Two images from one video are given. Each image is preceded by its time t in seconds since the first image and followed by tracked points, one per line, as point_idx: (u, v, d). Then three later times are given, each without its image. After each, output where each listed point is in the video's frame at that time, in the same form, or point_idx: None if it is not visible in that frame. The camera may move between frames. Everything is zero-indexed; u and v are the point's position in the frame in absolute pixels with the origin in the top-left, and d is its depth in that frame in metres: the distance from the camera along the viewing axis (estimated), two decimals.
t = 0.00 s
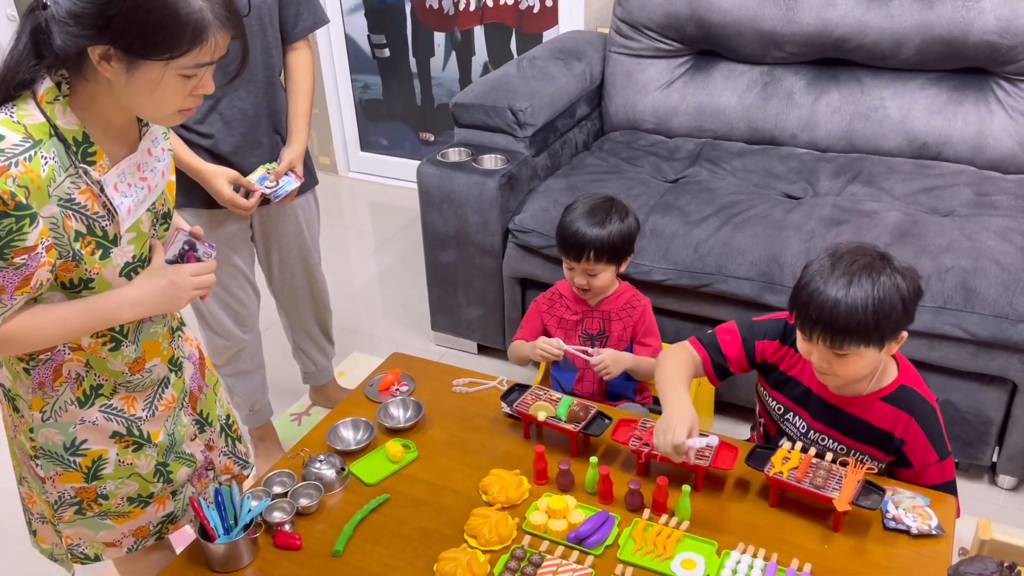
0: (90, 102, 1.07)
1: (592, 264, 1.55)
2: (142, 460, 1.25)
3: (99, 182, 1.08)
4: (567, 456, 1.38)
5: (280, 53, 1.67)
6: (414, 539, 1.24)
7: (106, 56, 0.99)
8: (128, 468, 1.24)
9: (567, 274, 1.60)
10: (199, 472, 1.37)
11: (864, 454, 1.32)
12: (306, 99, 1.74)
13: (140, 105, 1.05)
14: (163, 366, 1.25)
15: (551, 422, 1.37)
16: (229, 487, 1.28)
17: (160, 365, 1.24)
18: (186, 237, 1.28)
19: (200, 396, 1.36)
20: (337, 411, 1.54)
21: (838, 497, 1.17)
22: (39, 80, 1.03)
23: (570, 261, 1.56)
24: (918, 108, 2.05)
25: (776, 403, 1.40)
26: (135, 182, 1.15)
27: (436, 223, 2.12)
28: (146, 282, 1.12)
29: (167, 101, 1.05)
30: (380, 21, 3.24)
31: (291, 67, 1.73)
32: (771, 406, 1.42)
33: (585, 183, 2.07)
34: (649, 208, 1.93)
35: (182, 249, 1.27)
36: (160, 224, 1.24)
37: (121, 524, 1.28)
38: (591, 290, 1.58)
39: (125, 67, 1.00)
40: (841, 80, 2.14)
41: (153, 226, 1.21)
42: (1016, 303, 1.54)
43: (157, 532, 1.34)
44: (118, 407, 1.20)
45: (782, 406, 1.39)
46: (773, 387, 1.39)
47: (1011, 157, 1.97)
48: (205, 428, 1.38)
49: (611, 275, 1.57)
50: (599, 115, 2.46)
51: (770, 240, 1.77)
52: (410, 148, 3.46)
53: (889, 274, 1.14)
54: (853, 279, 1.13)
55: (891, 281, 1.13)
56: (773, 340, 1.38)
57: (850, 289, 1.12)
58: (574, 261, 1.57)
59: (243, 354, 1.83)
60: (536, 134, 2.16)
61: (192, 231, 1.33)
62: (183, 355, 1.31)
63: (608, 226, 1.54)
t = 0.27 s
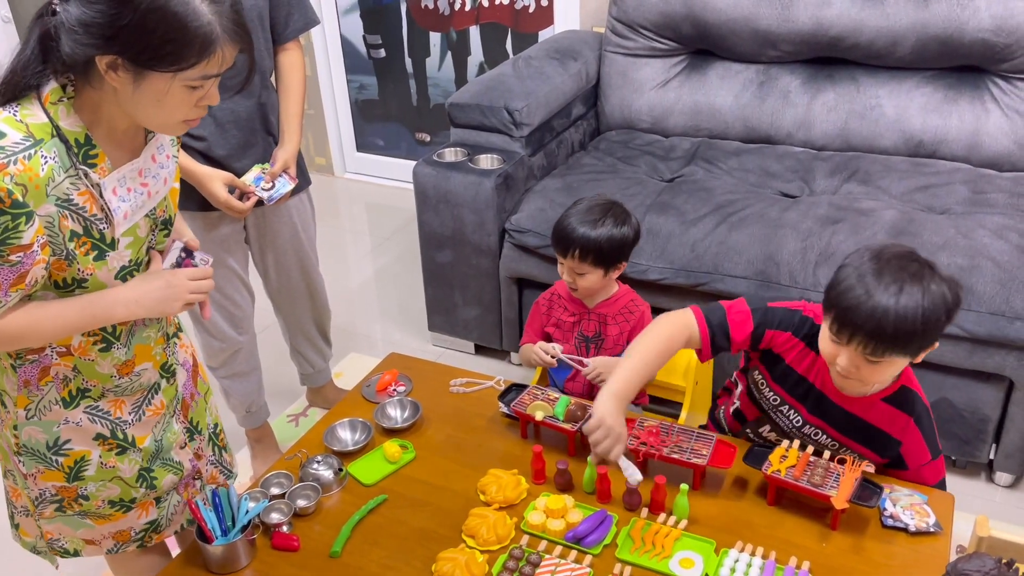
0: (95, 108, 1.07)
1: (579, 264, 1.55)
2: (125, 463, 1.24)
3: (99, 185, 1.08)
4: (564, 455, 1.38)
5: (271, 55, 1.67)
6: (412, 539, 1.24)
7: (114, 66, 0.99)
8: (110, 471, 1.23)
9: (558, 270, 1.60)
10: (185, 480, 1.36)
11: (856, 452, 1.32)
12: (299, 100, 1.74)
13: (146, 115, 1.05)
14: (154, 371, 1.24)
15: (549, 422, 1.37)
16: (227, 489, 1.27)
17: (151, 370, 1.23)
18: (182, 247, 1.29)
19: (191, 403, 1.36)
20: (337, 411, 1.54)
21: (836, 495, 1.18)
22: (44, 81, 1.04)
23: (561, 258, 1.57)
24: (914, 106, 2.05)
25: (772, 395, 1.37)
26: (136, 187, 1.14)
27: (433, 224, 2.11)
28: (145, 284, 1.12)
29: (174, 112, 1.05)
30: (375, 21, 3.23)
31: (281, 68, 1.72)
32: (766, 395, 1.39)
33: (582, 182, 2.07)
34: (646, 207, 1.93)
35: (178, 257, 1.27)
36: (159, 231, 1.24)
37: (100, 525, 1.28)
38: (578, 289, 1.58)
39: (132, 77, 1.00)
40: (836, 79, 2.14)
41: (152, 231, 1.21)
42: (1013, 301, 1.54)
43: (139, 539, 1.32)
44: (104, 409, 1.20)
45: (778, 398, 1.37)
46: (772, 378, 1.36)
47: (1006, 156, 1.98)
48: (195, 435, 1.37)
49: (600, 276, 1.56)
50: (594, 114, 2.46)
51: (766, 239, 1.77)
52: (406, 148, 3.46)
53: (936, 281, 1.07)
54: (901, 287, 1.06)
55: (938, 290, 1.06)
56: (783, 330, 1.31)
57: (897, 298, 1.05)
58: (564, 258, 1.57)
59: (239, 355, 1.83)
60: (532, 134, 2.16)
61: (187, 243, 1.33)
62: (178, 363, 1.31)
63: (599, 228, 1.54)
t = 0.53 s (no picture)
0: (102, 103, 1.06)
1: (570, 263, 1.54)
2: (112, 457, 1.23)
3: (93, 181, 1.07)
4: (559, 453, 1.37)
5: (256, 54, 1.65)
6: (406, 538, 1.23)
7: (123, 64, 0.99)
8: (96, 465, 1.22)
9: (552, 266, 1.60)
10: (172, 483, 1.35)
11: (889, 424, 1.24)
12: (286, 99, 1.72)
13: (155, 114, 1.04)
14: (146, 373, 1.23)
15: (544, 420, 1.37)
16: (221, 488, 1.25)
17: (142, 372, 1.22)
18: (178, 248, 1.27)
19: (188, 407, 1.36)
20: (330, 409, 1.53)
21: (832, 490, 1.17)
22: (49, 75, 1.03)
23: (553, 255, 1.56)
24: (908, 101, 2.05)
25: (794, 388, 1.28)
26: (133, 187, 1.12)
27: (427, 222, 2.11)
28: (130, 287, 1.11)
29: (183, 112, 1.05)
30: (368, 19, 3.22)
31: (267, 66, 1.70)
32: (789, 393, 1.29)
33: (576, 179, 2.07)
34: (640, 204, 1.93)
35: (172, 258, 1.24)
36: (157, 234, 1.23)
37: (84, 522, 1.27)
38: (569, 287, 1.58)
39: (141, 76, 0.99)
40: (830, 74, 2.14)
41: (148, 235, 1.20)
42: (1007, 295, 1.54)
43: (122, 540, 1.31)
44: (92, 402, 1.19)
45: (800, 389, 1.27)
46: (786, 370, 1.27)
47: (1000, 151, 1.98)
48: (187, 439, 1.36)
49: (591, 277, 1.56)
50: (588, 111, 2.45)
51: (761, 235, 1.77)
52: (400, 147, 3.45)
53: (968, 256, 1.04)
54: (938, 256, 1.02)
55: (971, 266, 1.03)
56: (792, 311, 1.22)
57: (934, 264, 1.01)
58: (556, 256, 1.56)
59: (231, 354, 1.82)
60: (526, 131, 2.15)
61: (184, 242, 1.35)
62: (175, 367, 1.31)
63: (592, 226, 1.53)
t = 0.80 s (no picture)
0: (106, 104, 1.06)
1: (564, 253, 1.53)
2: (101, 446, 1.22)
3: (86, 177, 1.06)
4: (553, 447, 1.36)
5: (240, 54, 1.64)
6: (399, 534, 1.22)
7: (132, 64, 0.97)
8: (85, 453, 1.21)
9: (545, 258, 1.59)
10: (163, 482, 1.33)
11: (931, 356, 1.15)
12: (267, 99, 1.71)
13: (164, 113, 1.03)
14: (134, 370, 1.22)
15: (538, 414, 1.36)
16: (211, 484, 1.24)
17: (129, 368, 1.20)
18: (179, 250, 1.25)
19: (179, 403, 1.34)
20: (318, 407, 1.51)
21: (827, 481, 1.17)
22: (53, 70, 1.03)
23: (546, 245, 1.56)
24: (900, 94, 2.05)
25: (819, 324, 1.21)
26: (129, 188, 1.11)
27: (419, 217, 2.09)
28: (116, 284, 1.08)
29: (192, 111, 1.03)
30: (358, 15, 3.21)
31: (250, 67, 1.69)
32: (814, 330, 1.22)
33: (569, 174, 2.06)
34: (633, 198, 1.92)
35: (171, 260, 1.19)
36: (154, 237, 1.21)
37: (81, 508, 1.26)
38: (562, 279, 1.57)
39: (149, 75, 0.98)
40: (822, 68, 2.13)
41: (142, 236, 1.18)
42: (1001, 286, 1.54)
43: (115, 535, 1.30)
44: (79, 387, 1.18)
45: (828, 325, 1.20)
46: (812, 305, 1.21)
47: (993, 143, 1.98)
48: (177, 436, 1.35)
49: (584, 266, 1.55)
50: (581, 106, 2.45)
51: (754, 228, 1.77)
52: (391, 144, 3.43)
53: (936, 171, 0.99)
54: (898, 170, 1.00)
55: (941, 179, 0.99)
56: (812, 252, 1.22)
57: (889, 179, 0.99)
58: (549, 246, 1.56)
59: (221, 351, 1.80)
60: (519, 126, 2.14)
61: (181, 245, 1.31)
62: (170, 364, 1.29)
63: (586, 217, 1.53)
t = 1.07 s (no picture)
0: (115, 109, 1.05)
1: (558, 226, 1.53)
2: (102, 432, 1.20)
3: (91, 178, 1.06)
4: (548, 439, 1.35)
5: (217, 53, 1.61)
6: (393, 527, 1.20)
7: (142, 69, 0.96)
8: (86, 439, 1.19)
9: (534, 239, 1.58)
10: (167, 471, 1.31)
11: (873, 320, 1.16)
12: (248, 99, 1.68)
13: (173, 119, 1.01)
14: (127, 347, 1.21)
15: (532, 406, 1.34)
16: (202, 478, 1.23)
17: (123, 345, 1.19)
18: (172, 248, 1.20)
19: (175, 392, 1.33)
20: (311, 399, 1.50)
21: (824, 470, 1.16)
22: (62, 71, 1.02)
23: (542, 222, 1.57)
24: (893, 85, 2.05)
25: (772, 288, 1.25)
26: (132, 190, 1.11)
27: (411, 211, 2.08)
28: (118, 280, 1.06)
29: (201, 117, 1.01)
30: (349, 9, 3.19)
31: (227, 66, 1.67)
32: (767, 292, 1.27)
33: (562, 166, 2.05)
34: (626, 189, 1.92)
35: (167, 258, 1.18)
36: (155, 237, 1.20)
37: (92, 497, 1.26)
38: (550, 258, 1.55)
39: (159, 81, 0.96)
40: (815, 59, 2.13)
41: (144, 238, 1.17)
42: (996, 275, 1.54)
43: (128, 525, 1.29)
44: (73, 370, 1.16)
45: (778, 288, 1.24)
46: (767, 272, 1.26)
47: (986, 133, 1.98)
48: (175, 424, 1.33)
49: (574, 248, 1.54)
50: (573, 99, 2.43)
51: (749, 219, 1.76)
52: (383, 139, 3.41)
53: (850, 146, 1.03)
54: (812, 152, 1.03)
55: (852, 152, 1.02)
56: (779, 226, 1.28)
57: (803, 162, 1.03)
58: (544, 222, 1.56)
59: (210, 345, 1.78)
60: (511, 118, 2.13)
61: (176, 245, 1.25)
62: (162, 352, 1.28)
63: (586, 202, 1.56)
